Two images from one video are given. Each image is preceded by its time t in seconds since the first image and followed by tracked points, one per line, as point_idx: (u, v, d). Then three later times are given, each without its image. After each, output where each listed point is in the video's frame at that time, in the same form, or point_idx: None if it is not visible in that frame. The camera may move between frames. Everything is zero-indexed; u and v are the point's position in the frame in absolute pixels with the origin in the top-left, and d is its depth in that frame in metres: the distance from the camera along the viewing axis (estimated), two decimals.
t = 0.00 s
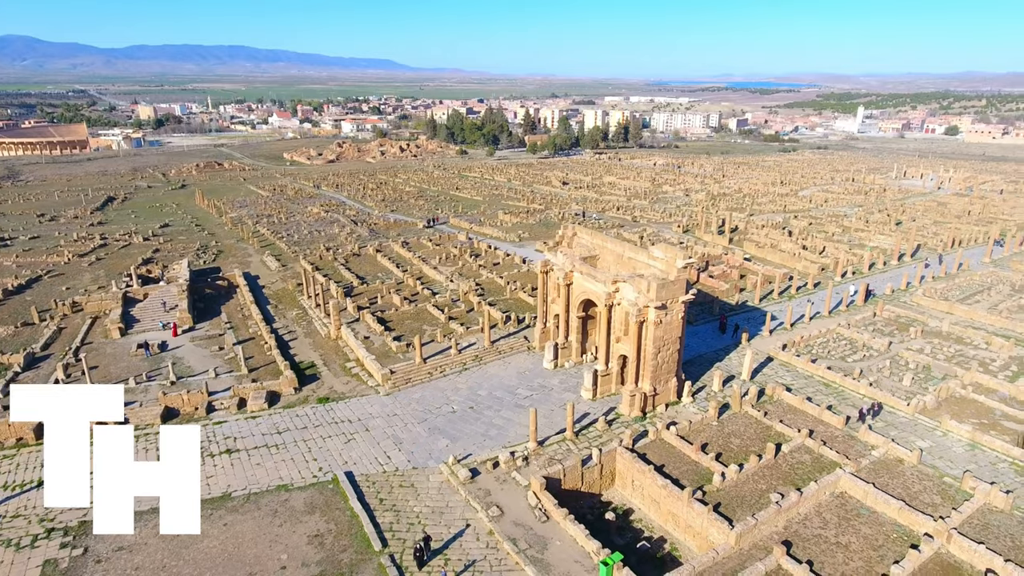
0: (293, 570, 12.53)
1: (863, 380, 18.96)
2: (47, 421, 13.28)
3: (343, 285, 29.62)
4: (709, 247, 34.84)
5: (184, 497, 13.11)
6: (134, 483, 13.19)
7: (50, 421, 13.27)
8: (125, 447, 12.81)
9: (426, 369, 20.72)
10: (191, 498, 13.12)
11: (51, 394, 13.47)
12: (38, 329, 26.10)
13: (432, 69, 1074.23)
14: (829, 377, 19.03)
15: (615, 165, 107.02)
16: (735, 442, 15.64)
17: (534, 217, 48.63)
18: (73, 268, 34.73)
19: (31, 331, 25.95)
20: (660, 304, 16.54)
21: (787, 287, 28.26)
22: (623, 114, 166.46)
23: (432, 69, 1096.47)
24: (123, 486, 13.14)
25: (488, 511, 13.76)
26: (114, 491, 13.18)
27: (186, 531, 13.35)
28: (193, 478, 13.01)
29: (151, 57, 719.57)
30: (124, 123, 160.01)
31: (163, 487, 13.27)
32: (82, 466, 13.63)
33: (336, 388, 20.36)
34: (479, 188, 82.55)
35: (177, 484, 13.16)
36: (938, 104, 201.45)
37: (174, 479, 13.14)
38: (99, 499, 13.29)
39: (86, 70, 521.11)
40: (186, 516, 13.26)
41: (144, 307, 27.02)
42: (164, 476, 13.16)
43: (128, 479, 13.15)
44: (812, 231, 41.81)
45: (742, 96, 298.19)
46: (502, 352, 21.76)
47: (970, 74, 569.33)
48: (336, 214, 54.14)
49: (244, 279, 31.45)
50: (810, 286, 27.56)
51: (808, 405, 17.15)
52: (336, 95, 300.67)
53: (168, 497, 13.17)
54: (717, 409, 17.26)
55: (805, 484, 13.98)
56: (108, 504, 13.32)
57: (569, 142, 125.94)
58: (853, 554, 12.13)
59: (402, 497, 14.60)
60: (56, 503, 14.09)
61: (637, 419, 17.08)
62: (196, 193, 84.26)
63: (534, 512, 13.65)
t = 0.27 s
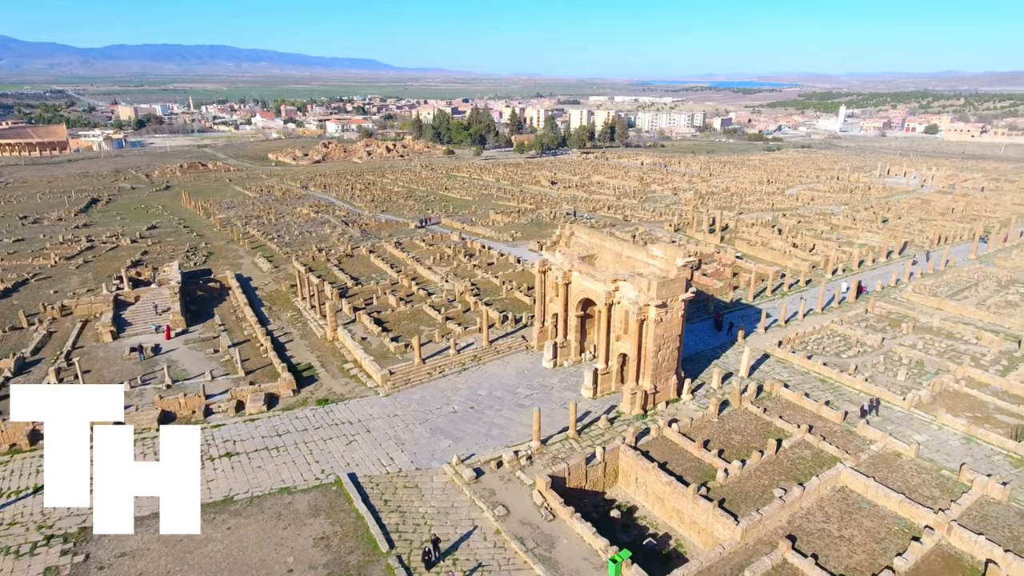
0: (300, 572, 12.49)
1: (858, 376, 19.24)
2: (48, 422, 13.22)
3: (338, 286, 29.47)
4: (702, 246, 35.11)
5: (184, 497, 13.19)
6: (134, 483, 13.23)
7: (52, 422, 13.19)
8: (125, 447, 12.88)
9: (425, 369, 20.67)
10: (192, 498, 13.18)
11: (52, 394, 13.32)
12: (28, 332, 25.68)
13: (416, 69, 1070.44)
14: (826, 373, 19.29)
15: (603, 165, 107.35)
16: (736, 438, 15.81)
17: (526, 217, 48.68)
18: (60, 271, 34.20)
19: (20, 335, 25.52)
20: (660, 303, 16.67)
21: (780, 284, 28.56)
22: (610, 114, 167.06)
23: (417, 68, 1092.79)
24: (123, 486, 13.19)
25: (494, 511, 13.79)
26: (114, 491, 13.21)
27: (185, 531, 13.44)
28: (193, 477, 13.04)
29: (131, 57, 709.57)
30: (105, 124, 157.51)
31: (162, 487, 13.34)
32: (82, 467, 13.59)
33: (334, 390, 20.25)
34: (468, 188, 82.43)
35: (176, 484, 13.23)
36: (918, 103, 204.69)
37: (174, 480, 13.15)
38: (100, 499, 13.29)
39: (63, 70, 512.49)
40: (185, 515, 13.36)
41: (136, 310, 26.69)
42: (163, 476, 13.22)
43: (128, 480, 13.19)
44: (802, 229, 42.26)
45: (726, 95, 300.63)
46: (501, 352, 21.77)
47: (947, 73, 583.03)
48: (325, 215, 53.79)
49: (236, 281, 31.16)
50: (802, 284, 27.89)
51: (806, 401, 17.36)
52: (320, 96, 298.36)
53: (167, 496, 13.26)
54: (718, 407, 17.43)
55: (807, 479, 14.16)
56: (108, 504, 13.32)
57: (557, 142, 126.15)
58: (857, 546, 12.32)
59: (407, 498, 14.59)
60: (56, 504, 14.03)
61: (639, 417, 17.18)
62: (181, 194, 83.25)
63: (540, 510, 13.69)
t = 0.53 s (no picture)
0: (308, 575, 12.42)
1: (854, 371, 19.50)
2: (47, 422, 13.02)
3: (333, 287, 29.33)
4: (695, 245, 35.35)
5: (184, 498, 13.09)
6: (134, 483, 13.13)
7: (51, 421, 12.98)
8: (125, 448, 12.80)
9: (425, 370, 20.65)
10: (191, 499, 13.10)
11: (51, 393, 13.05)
12: (18, 336, 25.27)
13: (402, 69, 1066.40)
14: (823, 369, 19.53)
15: (591, 164, 107.67)
16: (739, 435, 15.96)
17: (518, 217, 48.74)
18: (48, 274, 33.70)
19: (10, 339, 25.11)
20: (662, 301, 16.79)
21: (774, 282, 28.85)
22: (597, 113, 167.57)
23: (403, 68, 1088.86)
24: (123, 486, 13.09)
25: (501, 510, 13.81)
26: (114, 491, 13.11)
27: (185, 531, 13.38)
28: (192, 477, 12.92)
29: (112, 56, 699.88)
30: (86, 125, 155.23)
31: (162, 487, 13.23)
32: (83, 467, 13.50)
33: (334, 391, 20.16)
34: (458, 188, 82.31)
35: (176, 485, 13.11)
36: (900, 102, 207.54)
37: (173, 480, 13.04)
38: (99, 499, 13.19)
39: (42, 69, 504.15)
40: (185, 515, 13.27)
41: (128, 313, 26.37)
42: (163, 477, 13.09)
43: (128, 480, 13.08)
44: (792, 228, 42.71)
45: (711, 95, 302.82)
46: (500, 352, 21.79)
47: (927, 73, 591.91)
48: (316, 216, 53.45)
49: (229, 283, 30.91)
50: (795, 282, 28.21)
51: (805, 397, 17.57)
52: (305, 95, 296.13)
53: (167, 497, 13.15)
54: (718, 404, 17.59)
55: (809, 474, 14.33)
56: (108, 504, 13.22)
57: (544, 142, 126.31)
58: (861, 540, 12.50)
59: (412, 499, 14.57)
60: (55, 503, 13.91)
61: (640, 415, 17.30)
62: (167, 195, 82.28)
63: (546, 509, 13.74)
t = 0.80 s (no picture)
0: None
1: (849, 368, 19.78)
2: (48, 422, 12.89)
3: (327, 288, 29.17)
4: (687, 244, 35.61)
5: (184, 499, 13.05)
6: (134, 483, 13.15)
7: (51, 421, 12.93)
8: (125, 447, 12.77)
9: (424, 371, 20.60)
10: (192, 499, 13.02)
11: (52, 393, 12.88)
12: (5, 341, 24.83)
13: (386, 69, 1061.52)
14: (818, 366, 19.79)
15: (578, 164, 107.97)
16: (739, 432, 16.12)
17: (509, 217, 48.77)
18: (34, 277, 33.16)
19: None
20: (661, 300, 16.90)
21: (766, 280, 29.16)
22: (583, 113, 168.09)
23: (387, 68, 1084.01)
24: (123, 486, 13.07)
25: (507, 510, 13.84)
26: (113, 491, 13.11)
27: (184, 531, 13.33)
28: (193, 477, 12.89)
29: (90, 56, 689.09)
30: (66, 126, 152.63)
31: (162, 487, 13.21)
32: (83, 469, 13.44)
33: (333, 393, 20.07)
34: (447, 188, 82.14)
35: (176, 485, 13.07)
36: (880, 102, 210.43)
37: (173, 480, 12.98)
38: (99, 499, 13.14)
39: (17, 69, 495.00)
40: (185, 515, 13.22)
41: (119, 316, 26.03)
42: (163, 477, 13.06)
43: (128, 479, 13.11)
44: (781, 226, 43.16)
45: (695, 95, 304.97)
46: (498, 352, 21.81)
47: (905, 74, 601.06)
48: (305, 217, 53.08)
49: (221, 285, 30.61)
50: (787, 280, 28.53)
51: (803, 393, 17.78)
52: (288, 96, 293.69)
53: (167, 498, 13.11)
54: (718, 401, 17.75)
55: (810, 469, 14.52)
56: (108, 504, 13.16)
57: (531, 142, 126.42)
58: (863, 533, 12.68)
59: (416, 499, 14.55)
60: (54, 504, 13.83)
61: (641, 413, 17.41)
62: (150, 197, 81.18)
63: (552, 508, 13.79)
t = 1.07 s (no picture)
0: None
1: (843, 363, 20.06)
2: (47, 422, 12.97)
3: (320, 289, 28.99)
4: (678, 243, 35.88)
5: (184, 498, 13.00)
6: (133, 483, 13.09)
7: (50, 421, 12.98)
8: (125, 446, 12.85)
9: (422, 371, 20.55)
10: (191, 500, 12.98)
11: (51, 393, 13.01)
12: None
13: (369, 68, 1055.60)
14: (813, 361, 20.06)
15: (564, 164, 108.24)
16: (739, 428, 16.30)
17: (499, 216, 48.79)
18: (19, 281, 32.58)
19: None
20: (660, 298, 17.03)
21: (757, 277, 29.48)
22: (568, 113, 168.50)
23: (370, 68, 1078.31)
24: (122, 486, 13.05)
25: (512, 509, 13.87)
26: (114, 491, 13.07)
27: (184, 531, 13.26)
28: (192, 477, 12.86)
29: (66, 56, 677.08)
30: (42, 126, 149.71)
31: (161, 487, 13.16)
32: (82, 470, 13.43)
33: (331, 395, 19.96)
34: (434, 188, 81.91)
35: (176, 485, 13.03)
36: (860, 101, 213.30)
37: (173, 481, 12.96)
38: (99, 498, 13.12)
39: None
40: (185, 515, 13.15)
41: (109, 320, 25.67)
42: (162, 476, 13.02)
43: (128, 479, 13.06)
44: (769, 224, 43.63)
45: (677, 94, 307.00)
46: (496, 352, 21.83)
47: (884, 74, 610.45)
48: (293, 218, 52.65)
49: (212, 287, 30.29)
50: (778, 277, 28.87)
51: (799, 389, 18.01)
52: (269, 96, 290.89)
53: (166, 497, 13.08)
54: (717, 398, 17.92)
55: (810, 464, 14.71)
56: (108, 505, 13.13)
57: (516, 142, 126.44)
58: (863, 526, 12.90)
59: (420, 500, 14.54)
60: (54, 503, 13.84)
61: (641, 411, 17.54)
62: (132, 198, 80.02)
63: (557, 507, 13.84)
